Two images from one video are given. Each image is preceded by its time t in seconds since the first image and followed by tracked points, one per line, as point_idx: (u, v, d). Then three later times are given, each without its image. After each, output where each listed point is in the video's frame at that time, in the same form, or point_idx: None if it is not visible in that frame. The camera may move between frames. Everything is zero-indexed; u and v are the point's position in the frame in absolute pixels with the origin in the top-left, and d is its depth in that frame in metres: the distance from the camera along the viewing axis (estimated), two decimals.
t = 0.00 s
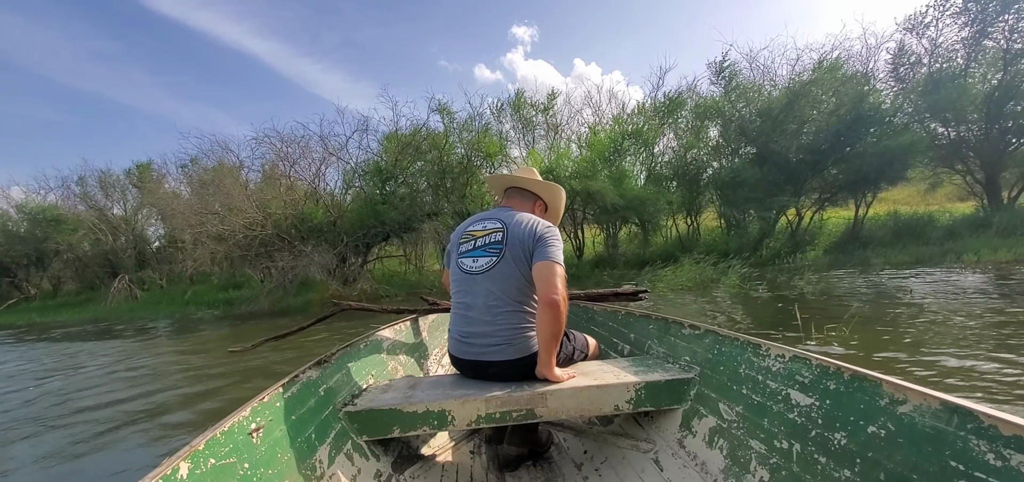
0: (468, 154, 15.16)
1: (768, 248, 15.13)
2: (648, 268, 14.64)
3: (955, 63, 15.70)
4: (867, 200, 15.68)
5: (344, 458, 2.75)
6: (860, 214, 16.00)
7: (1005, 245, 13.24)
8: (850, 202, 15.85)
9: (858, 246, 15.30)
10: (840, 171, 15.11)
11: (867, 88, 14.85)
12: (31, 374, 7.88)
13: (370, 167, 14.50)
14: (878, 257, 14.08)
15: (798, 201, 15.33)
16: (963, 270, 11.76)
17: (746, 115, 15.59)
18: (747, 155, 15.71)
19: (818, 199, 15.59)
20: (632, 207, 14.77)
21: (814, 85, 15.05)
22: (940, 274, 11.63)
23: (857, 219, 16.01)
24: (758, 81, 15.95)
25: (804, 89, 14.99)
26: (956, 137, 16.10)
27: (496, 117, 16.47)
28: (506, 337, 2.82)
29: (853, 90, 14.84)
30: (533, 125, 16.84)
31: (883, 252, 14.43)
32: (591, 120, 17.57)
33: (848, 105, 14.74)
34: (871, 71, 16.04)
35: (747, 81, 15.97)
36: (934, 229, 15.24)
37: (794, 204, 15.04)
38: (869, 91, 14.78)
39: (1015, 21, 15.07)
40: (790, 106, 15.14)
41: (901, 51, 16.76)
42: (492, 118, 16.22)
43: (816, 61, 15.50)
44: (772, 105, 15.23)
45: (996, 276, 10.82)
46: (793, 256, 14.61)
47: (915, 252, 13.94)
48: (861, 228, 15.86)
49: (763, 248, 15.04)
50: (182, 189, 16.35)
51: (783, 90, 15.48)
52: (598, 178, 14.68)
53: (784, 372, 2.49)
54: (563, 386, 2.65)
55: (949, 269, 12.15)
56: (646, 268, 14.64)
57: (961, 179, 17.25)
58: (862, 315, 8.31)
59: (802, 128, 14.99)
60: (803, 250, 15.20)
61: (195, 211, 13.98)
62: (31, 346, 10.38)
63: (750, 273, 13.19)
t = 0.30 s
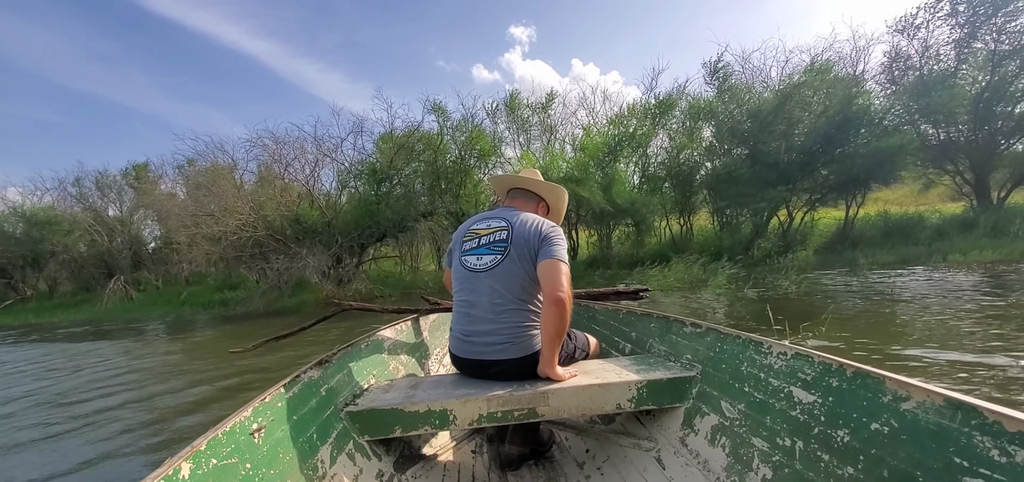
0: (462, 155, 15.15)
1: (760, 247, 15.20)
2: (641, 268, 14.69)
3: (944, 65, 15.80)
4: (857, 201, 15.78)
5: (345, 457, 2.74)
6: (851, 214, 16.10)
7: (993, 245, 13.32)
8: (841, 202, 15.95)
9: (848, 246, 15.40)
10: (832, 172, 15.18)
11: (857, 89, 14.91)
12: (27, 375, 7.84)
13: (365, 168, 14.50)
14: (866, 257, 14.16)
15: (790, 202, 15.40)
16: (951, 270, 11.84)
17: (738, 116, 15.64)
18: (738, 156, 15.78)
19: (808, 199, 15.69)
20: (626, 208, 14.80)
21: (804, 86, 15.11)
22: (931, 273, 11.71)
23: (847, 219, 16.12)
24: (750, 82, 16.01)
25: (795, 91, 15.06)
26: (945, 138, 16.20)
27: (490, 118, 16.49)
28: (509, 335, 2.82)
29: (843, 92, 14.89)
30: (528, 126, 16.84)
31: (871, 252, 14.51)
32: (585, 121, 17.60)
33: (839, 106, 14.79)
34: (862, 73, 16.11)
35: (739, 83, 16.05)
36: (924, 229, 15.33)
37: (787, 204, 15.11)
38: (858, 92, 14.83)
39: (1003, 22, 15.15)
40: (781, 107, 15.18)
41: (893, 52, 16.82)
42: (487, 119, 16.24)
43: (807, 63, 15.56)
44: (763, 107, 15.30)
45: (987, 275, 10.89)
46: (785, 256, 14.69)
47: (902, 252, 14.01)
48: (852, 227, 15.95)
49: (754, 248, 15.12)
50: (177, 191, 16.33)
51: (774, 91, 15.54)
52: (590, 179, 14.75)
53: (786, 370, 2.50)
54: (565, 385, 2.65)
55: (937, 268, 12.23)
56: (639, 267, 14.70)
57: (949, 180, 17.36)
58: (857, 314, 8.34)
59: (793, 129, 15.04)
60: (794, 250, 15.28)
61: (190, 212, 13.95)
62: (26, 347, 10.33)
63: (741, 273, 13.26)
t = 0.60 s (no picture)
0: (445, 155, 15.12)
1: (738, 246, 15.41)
2: (623, 266, 14.79)
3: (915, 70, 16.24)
4: (833, 201, 16.07)
5: (332, 458, 2.71)
6: (826, 213, 16.41)
7: (962, 244, 13.64)
8: (817, 202, 16.23)
9: (823, 245, 15.68)
10: (808, 172, 15.45)
11: (830, 91, 15.20)
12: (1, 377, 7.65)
13: (348, 166, 14.41)
14: (840, 255, 14.41)
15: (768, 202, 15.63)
16: (923, 268, 12.11)
17: (716, 117, 15.85)
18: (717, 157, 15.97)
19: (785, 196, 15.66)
20: (602, 205, 14.90)
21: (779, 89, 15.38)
22: (905, 271, 11.96)
23: (823, 218, 16.41)
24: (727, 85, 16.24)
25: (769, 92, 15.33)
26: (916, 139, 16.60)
27: (473, 117, 16.50)
28: (499, 333, 2.81)
29: (818, 94, 15.17)
30: (511, 126, 16.86)
31: (845, 251, 14.77)
32: (568, 121, 17.68)
33: (814, 108, 15.04)
34: (837, 75, 16.44)
35: (717, 85, 16.24)
36: (897, 227, 15.65)
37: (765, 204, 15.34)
38: (831, 94, 15.10)
39: (971, 27, 15.56)
40: (759, 109, 15.40)
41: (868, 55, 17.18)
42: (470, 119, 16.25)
43: (783, 65, 15.83)
44: (740, 108, 15.54)
45: (958, 273, 11.15)
46: (763, 254, 14.91)
47: (874, 251, 14.31)
48: (828, 227, 16.25)
49: (734, 247, 15.33)
50: (156, 189, 16.09)
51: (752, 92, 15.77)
52: (568, 178, 14.82)
53: (772, 366, 2.53)
54: (553, 383, 2.65)
55: (909, 266, 12.50)
56: (621, 266, 14.79)
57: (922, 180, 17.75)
58: (836, 311, 8.48)
59: (771, 130, 15.29)
60: (772, 248, 15.53)
61: (170, 210, 13.75)
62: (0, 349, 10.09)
63: (721, 272, 13.41)
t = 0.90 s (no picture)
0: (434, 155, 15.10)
1: (726, 246, 15.52)
2: (611, 265, 14.86)
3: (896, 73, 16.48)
4: (818, 200, 16.23)
5: (328, 458, 2.71)
6: (812, 213, 16.57)
7: (942, 242, 13.81)
8: (803, 202, 16.39)
9: (808, 244, 15.80)
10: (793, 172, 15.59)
11: (814, 93, 15.33)
12: None
13: (338, 166, 14.37)
14: (823, 254, 14.54)
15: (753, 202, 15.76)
16: (905, 267, 12.25)
17: (702, 118, 15.94)
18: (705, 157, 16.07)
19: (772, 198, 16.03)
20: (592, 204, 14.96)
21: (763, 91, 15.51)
22: (889, 270, 12.09)
23: (809, 218, 16.57)
24: (713, 86, 16.34)
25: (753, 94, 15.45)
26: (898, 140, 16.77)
27: (463, 117, 16.49)
28: (500, 331, 2.83)
29: (802, 95, 15.31)
30: (500, 126, 16.87)
31: (828, 251, 14.88)
32: (558, 121, 17.72)
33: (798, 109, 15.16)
34: (822, 76, 16.61)
35: (703, 86, 16.35)
36: (880, 227, 15.81)
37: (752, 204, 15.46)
38: (814, 95, 15.22)
39: (951, 30, 15.81)
40: (744, 110, 15.51)
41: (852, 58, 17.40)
42: (459, 119, 16.23)
43: (768, 67, 15.95)
44: (725, 110, 15.65)
45: (941, 272, 11.29)
46: (750, 253, 15.02)
47: (856, 251, 14.47)
48: (813, 226, 16.39)
49: (722, 246, 15.44)
50: (144, 189, 15.98)
51: (738, 94, 15.88)
52: (557, 177, 14.86)
53: (765, 363, 2.56)
54: (547, 382, 2.67)
55: (890, 265, 12.63)
56: (609, 265, 14.85)
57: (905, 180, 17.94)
58: (824, 309, 8.57)
59: (756, 131, 15.41)
60: (759, 248, 15.66)
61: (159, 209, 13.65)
62: None
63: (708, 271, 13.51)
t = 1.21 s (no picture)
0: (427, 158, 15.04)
1: (717, 247, 15.61)
2: (604, 266, 14.91)
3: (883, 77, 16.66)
4: (807, 203, 16.35)
5: (330, 461, 2.71)
6: (801, 215, 16.68)
7: (927, 245, 13.96)
8: (793, 204, 16.49)
9: (797, 246, 15.92)
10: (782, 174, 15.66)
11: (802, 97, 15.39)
12: None
13: (331, 168, 14.33)
14: (811, 256, 14.65)
15: (744, 204, 15.87)
16: (892, 268, 12.37)
17: (693, 121, 15.99)
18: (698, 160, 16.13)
19: (762, 199, 15.98)
20: (586, 206, 14.99)
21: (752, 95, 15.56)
22: (879, 271, 12.18)
23: (799, 220, 16.68)
24: (704, 89, 16.38)
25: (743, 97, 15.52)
26: (887, 144, 16.88)
27: (456, 119, 16.48)
28: (506, 331, 2.85)
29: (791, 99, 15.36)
30: (494, 128, 16.87)
31: (817, 253, 14.98)
32: (551, 122, 17.74)
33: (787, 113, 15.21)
34: (811, 80, 16.71)
35: (695, 89, 16.39)
36: (868, 229, 15.96)
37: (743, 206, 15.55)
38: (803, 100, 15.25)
39: (936, 35, 15.98)
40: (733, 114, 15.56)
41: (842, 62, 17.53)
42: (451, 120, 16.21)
43: (758, 71, 16.00)
44: (715, 113, 15.71)
45: (929, 273, 11.41)
46: (740, 255, 15.12)
47: (844, 252, 14.59)
48: (803, 228, 16.50)
49: (713, 247, 15.53)
50: (137, 189, 15.90)
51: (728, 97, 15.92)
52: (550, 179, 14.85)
53: (765, 362, 2.59)
54: (548, 382, 2.68)
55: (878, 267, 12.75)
56: (602, 266, 14.90)
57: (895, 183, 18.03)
58: (817, 310, 8.62)
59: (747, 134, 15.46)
60: (750, 249, 15.76)
61: (152, 211, 13.58)
62: None
63: (699, 273, 13.57)
